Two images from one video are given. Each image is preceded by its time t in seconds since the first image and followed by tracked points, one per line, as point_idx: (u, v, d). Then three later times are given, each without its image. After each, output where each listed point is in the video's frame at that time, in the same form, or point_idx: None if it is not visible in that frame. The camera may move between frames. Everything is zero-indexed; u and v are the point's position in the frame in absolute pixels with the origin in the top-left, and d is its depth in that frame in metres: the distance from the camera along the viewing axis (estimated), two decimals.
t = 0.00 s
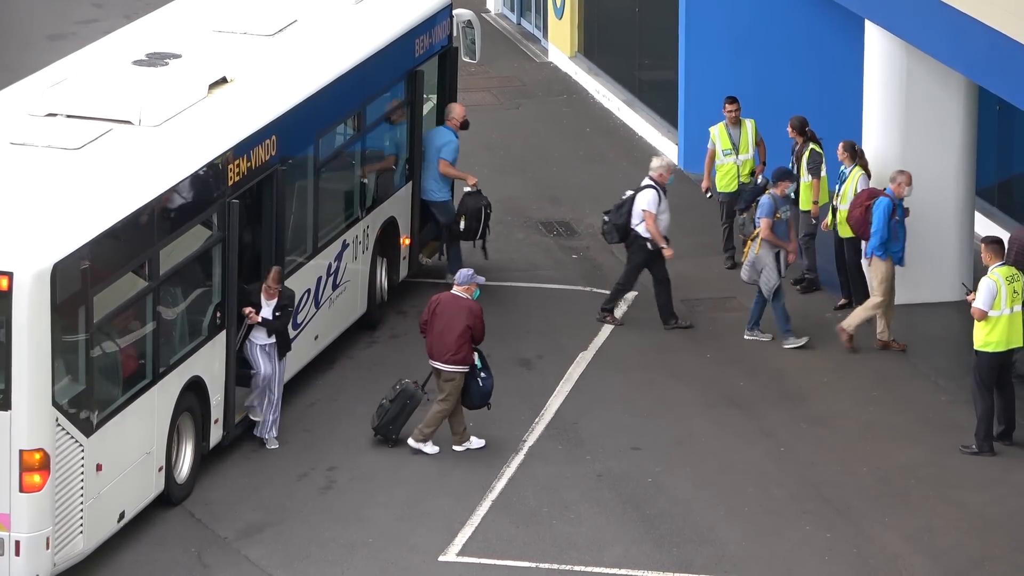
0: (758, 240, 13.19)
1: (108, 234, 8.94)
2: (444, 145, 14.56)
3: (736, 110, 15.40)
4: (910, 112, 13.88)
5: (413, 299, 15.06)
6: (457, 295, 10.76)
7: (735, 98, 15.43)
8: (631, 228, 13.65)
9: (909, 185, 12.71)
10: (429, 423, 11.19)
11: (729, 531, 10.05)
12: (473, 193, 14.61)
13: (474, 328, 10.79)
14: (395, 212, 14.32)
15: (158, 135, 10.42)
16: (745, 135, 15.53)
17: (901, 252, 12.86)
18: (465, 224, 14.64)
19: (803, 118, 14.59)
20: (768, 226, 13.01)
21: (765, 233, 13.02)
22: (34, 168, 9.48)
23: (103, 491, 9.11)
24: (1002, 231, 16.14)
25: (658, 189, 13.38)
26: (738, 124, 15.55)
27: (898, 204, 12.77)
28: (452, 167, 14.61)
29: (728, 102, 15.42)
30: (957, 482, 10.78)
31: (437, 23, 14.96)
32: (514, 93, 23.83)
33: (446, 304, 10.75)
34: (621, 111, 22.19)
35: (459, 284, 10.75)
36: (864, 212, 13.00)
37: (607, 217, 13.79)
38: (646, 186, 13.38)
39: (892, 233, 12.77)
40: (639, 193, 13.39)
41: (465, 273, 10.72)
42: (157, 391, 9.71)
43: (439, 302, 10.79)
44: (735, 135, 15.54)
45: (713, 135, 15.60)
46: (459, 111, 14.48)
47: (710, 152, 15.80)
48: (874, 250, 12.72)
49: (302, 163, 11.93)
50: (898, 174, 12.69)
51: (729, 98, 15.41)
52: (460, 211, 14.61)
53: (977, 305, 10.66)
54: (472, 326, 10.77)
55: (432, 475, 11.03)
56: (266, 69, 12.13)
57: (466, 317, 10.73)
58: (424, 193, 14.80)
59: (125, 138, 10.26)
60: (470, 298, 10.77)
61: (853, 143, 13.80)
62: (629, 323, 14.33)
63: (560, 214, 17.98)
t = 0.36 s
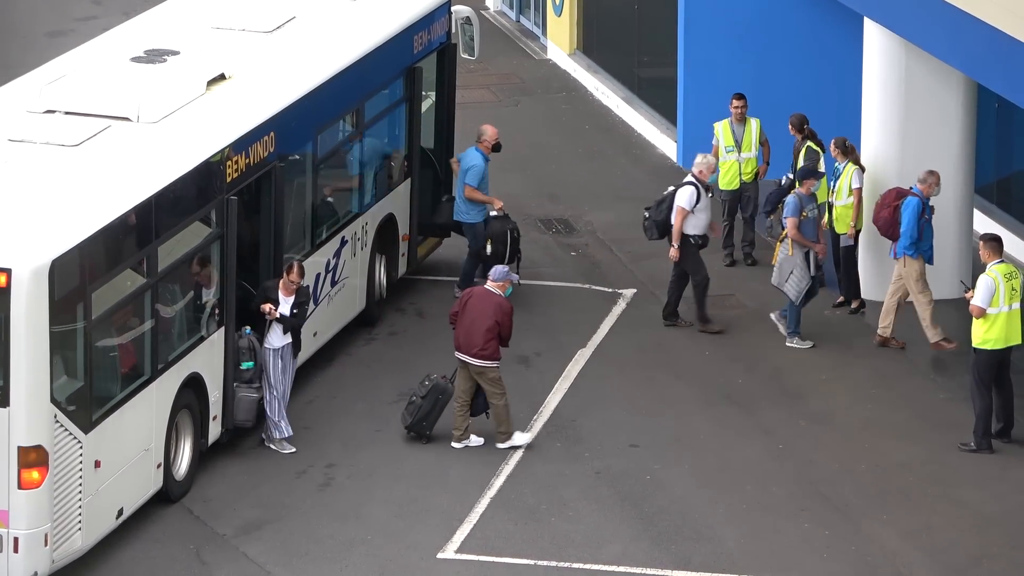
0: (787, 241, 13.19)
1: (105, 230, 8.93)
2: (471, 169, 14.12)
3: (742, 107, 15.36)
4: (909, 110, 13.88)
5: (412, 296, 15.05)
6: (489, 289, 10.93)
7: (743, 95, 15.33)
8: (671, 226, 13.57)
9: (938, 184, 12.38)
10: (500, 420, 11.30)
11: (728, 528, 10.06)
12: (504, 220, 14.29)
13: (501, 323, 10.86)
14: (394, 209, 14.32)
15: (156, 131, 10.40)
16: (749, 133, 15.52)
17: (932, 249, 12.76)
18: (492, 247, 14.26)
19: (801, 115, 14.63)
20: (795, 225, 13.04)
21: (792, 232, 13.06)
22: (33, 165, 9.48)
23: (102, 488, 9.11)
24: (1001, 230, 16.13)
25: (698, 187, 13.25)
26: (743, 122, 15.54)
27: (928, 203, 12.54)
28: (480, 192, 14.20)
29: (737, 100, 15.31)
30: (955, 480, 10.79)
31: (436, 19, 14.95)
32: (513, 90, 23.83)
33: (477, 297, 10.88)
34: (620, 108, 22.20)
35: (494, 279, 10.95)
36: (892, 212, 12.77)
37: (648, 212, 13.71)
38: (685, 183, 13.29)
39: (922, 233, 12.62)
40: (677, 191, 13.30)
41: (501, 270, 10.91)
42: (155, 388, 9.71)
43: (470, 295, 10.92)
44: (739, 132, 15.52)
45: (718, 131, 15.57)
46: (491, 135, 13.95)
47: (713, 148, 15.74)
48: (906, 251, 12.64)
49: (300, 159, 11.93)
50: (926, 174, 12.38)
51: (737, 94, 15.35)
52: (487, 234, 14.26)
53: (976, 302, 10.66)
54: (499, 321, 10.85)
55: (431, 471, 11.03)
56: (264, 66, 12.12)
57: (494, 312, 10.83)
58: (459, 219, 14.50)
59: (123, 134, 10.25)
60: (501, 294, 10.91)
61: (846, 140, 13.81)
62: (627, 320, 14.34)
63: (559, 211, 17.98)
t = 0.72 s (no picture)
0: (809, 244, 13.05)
1: (102, 230, 8.92)
2: (492, 168, 14.09)
3: (741, 107, 15.34)
4: (906, 109, 13.88)
5: (409, 295, 15.05)
6: (519, 286, 10.85)
7: (742, 94, 15.33)
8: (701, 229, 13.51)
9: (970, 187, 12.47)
10: (515, 419, 11.33)
11: (725, 528, 10.06)
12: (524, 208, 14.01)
13: (532, 329, 10.85)
14: (391, 208, 14.32)
15: (152, 130, 10.38)
16: (747, 133, 15.52)
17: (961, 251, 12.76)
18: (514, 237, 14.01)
19: (801, 114, 14.55)
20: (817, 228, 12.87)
21: (814, 235, 12.88)
22: (29, 164, 9.46)
23: (100, 487, 9.10)
24: (999, 229, 16.13)
25: (726, 189, 13.24)
26: (742, 120, 15.51)
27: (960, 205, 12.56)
28: (503, 192, 14.09)
29: (736, 98, 15.32)
30: (953, 479, 10.79)
31: (433, 18, 14.95)
32: (510, 89, 23.81)
33: (506, 295, 10.85)
34: (618, 106, 22.20)
35: (524, 276, 10.85)
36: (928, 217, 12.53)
37: (679, 218, 13.73)
38: (714, 186, 13.25)
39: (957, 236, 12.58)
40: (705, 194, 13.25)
41: (531, 267, 10.79)
42: (152, 387, 9.70)
43: (501, 292, 10.90)
44: (738, 131, 15.52)
45: (716, 129, 15.57)
46: (519, 139, 13.77)
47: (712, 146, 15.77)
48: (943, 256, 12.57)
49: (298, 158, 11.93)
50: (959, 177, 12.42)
51: (736, 93, 15.33)
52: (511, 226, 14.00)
53: (973, 301, 10.66)
54: (529, 325, 10.85)
55: (428, 470, 11.03)
56: (262, 65, 12.12)
57: (522, 313, 10.80)
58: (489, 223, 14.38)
59: (120, 134, 10.23)
60: (530, 292, 10.83)
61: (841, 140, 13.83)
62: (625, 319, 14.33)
63: (556, 210, 17.98)
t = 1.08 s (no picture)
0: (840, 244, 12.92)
1: (99, 231, 8.91)
2: (515, 167, 13.78)
3: (737, 107, 15.33)
4: (901, 109, 13.89)
5: (405, 296, 15.05)
6: (541, 285, 10.94)
7: (739, 94, 15.34)
8: (733, 232, 13.45)
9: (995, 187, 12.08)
10: (512, 419, 11.34)
11: (721, 528, 10.07)
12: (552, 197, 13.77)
13: (556, 326, 10.87)
14: (387, 208, 14.32)
15: (148, 131, 10.38)
16: (743, 134, 15.50)
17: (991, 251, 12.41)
18: (544, 227, 13.78)
19: (798, 114, 14.52)
20: (847, 224, 12.70)
21: (843, 232, 12.72)
22: (26, 164, 9.46)
23: (95, 487, 9.10)
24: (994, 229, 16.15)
25: (759, 193, 13.18)
26: (738, 121, 15.51)
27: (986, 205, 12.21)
28: (529, 188, 13.74)
29: (731, 98, 15.31)
30: (948, 479, 10.80)
31: (429, 19, 14.94)
32: (506, 90, 23.81)
33: (529, 295, 10.94)
34: (613, 107, 22.22)
35: (546, 275, 10.96)
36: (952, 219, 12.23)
37: (711, 220, 13.66)
38: (747, 190, 13.21)
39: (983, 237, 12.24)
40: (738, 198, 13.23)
41: (552, 266, 10.97)
42: (148, 387, 9.69)
43: (524, 292, 10.99)
44: (734, 131, 15.53)
45: (713, 129, 15.62)
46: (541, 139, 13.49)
47: (710, 146, 15.82)
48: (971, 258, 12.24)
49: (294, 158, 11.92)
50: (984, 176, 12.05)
51: (732, 94, 15.35)
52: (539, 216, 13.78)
53: (969, 302, 10.66)
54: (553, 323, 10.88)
55: (424, 471, 11.03)
56: (258, 66, 12.11)
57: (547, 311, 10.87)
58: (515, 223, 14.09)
59: (116, 134, 10.23)
60: (553, 291, 10.92)
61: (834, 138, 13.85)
62: (621, 319, 14.34)
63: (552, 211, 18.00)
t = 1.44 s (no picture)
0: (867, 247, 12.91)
1: (94, 231, 8.91)
2: (534, 177, 13.81)
3: (734, 107, 15.36)
4: (897, 110, 13.90)
5: (401, 295, 15.04)
6: (562, 279, 11.04)
7: (735, 94, 15.37)
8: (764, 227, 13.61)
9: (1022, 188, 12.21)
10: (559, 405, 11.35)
11: (717, 528, 10.07)
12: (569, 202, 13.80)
13: (575, 318, 10.92)
14: (383, 208, 14.31)
15: (144, 131, 10.37)
16: (739, 133, 15.52)
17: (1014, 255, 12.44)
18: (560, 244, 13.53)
19: (795, 113, 14.53)
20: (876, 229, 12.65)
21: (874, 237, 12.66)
22: (22, 164, 9.45)
23: (91, 487, 9.09)
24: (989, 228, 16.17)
25: (791, 188, 13.33)
26: (735, 120, 15.55)
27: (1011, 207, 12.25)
28: (549, 201, 13.78)
29: (727, 98, 15.35)
30: (944, 479, 10.81)
31: (426, 18, 14.95)
32: (502, 89, 23.81)
33: (550, 287, 11.04)
34: (609, 107, 22.22)
35: (568, 269, 11.05)
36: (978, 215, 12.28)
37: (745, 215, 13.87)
38: (779, 185, 13.35)
39: (1007, 238, 12.27)
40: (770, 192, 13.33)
41: (572, 259, 11.02)
42: (144, 387, 9.68)
43: (545, 286, 11.10)
44: (730, 131, 15.54)
45: (709, 129, 15.61)
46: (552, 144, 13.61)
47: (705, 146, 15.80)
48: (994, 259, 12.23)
49: (290, 158, 11.92)
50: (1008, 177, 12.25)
51: (728, 93, 15.36)
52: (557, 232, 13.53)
53: (965, 301, 10.68)
54: (573, 314, 10.94)
55: (419, 471, 11.03)
56: (253, 65, 12.10)
57: (568, 301, 10.94)
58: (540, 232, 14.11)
59: (112, 134, 10.22)
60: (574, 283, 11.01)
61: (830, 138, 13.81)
62: (617, 319, 14.34)
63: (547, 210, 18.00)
